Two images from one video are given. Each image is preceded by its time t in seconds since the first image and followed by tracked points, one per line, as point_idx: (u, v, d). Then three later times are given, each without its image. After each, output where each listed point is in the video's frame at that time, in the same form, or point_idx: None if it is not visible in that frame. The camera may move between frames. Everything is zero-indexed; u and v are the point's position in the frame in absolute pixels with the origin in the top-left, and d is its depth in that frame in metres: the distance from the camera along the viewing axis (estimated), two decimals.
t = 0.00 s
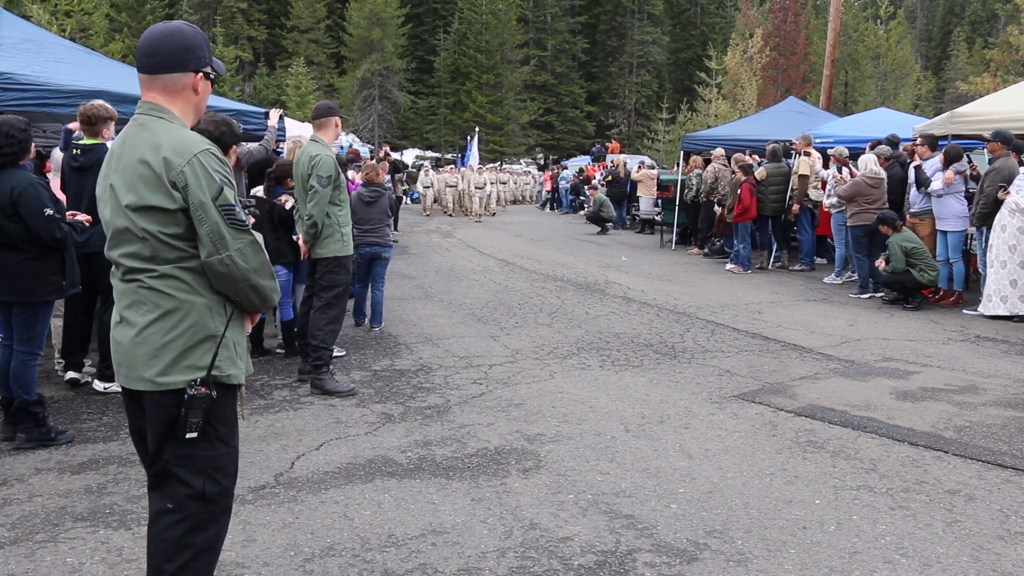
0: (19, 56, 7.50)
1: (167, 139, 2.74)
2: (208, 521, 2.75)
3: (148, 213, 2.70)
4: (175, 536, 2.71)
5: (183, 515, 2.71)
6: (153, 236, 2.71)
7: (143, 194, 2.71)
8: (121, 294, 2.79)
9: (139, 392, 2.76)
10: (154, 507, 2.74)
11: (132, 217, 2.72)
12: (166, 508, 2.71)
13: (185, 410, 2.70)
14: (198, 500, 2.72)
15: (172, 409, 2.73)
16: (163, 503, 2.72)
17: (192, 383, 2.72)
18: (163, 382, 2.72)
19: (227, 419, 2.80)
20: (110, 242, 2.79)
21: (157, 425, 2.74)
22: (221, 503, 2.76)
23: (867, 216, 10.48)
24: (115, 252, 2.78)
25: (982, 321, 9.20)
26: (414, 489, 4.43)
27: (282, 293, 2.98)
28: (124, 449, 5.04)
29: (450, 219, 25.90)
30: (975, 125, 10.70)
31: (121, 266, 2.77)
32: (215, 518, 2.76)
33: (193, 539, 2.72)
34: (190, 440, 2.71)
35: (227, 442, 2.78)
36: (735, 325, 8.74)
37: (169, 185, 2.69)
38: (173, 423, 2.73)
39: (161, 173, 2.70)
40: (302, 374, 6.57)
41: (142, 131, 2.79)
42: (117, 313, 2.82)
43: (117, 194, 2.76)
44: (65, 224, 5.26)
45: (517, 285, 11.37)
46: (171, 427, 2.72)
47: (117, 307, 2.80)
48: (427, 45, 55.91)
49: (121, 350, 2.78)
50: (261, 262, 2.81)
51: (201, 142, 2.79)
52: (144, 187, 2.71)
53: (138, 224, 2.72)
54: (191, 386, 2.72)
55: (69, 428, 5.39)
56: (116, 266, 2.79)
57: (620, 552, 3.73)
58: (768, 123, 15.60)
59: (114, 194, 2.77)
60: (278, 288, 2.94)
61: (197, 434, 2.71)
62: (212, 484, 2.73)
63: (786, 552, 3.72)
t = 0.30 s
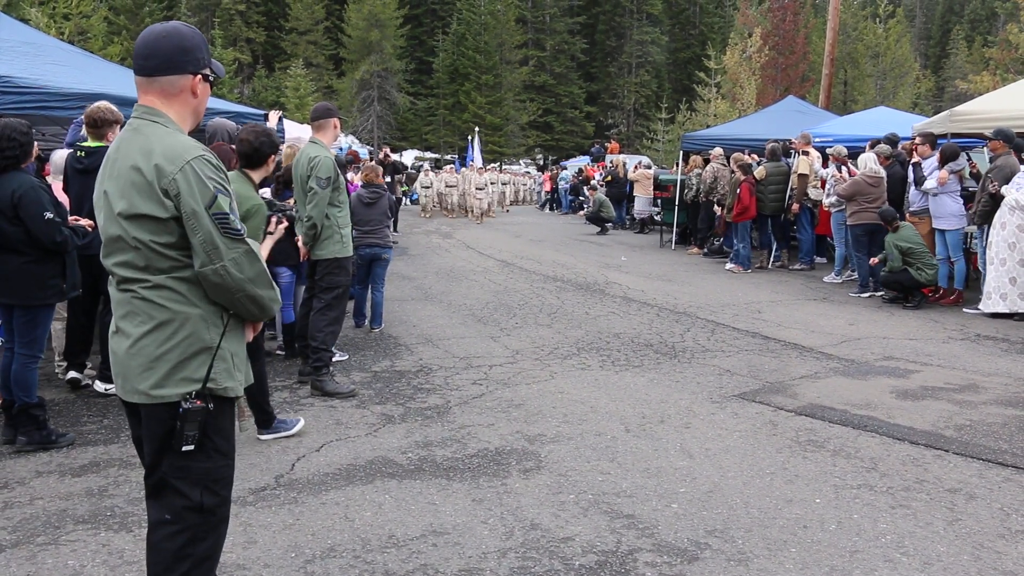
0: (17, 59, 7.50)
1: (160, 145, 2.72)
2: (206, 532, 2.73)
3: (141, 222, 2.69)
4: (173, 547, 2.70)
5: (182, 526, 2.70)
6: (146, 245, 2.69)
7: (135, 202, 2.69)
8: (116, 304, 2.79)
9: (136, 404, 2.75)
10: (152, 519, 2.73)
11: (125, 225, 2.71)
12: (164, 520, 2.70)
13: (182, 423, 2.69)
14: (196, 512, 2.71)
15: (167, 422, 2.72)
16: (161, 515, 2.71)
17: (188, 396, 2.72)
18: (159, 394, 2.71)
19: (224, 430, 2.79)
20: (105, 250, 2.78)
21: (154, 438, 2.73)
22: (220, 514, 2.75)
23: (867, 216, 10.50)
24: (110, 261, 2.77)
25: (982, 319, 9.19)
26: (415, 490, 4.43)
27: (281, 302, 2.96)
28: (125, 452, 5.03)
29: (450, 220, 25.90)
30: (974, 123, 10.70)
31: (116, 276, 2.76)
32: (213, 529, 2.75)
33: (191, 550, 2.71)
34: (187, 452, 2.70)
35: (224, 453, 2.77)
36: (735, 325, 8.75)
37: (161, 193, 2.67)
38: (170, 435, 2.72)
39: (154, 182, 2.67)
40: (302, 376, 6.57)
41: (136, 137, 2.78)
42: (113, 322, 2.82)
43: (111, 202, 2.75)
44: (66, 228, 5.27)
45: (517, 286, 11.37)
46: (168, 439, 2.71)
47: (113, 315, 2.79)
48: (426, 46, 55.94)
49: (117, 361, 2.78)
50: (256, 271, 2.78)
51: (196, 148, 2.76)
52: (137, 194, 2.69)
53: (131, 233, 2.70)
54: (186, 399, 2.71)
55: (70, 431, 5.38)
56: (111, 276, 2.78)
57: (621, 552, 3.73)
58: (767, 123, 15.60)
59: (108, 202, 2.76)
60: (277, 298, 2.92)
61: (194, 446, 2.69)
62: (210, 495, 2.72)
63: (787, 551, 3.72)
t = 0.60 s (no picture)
0: (15, 61, 7.49)
1: (156, 148, 2.71)
2: (202, 537, 2.73)
3: (134, 224, 2.68)
4: (170, 550, 2.71)
5: (177, 530, 2.70)
6: (138, 248, 2.69)
7: (128, 204, 2.69)
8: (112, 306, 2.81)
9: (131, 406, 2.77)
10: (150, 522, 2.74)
11: (119, 227, 2.71)
12: (161, 524, 2.71)
13: (170, 428, 2.68)
14: (190, 517, 2.70)
15: (160, 426, 2.73)
16: (158, 519, 2.72)
17: (178, 400, 2.71)
18: (149, 398, 2.72)
19: (218, 434, 2.77)
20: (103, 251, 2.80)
21: (149, 441, 2.74)
22: (215, 518, 2.74)
23: (867, 214, 10.49)
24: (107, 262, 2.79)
25: (982, 318, 9.19)
26: (415, 490, 4.43)
27: (278, 307, 2.93)
28: (125, 454, 5.03)
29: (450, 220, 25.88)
30: (973, 121, 10.70)
31: (111, 278, 2.78)
32: (208, 534, 2.74)
33: (187, 553, 2.71)
34: (180, 456, 2.70)
35: (219, 457, 2.75)
36: (735, 324, 8.74)
37: (153, 196, 2.67)
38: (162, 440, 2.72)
39: (146, 184, 2.68)
40: (303, 376, 6.58)
41: (133, 136, 2.77)
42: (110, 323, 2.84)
43: (106, 203, 2.76)
44: (69, 231, 5.26)
45: (518, 286, 11.37)
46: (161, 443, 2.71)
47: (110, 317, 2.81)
48: (425, 46, 55.92)
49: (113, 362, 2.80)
50: (248, 276, 2.75)
51: (191, 150, 2.75)
52: (130, 195, 2.69)
53: (125, 236, 2.71)
54: (176, 404, 2.71)
55: (70, 433, 5.38)
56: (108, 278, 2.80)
57: (622, 551, 3.72)
58: (767, 122, 15.59)
59: (105, 203, 2.77)
60: (273, 303, 2.89)
61: (185, 451, 2.69)
62: (204, 500, 2.71)
63: (789, 550, 3.72)
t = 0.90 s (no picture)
0: (13, 62, 7.48)
1: (151, 148, 2.71)
2: (204, 536, 2.72)
3: (131, 224, 2.69)
4: (171, 549, 2.71)
5: (180, 529, 2.70)
6: (136, 248, 2.70)
7: (126, 205, 2.70)
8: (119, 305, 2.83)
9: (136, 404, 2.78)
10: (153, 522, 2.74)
11: (119, 227, 2.72)
12: (164, 523, 2.71)
13: (173, 426, 2.68)
14: (193, 516, 2.70)
15: (164, 425, 2.73)
16: (162, 517, 2.72)
17: (179, 399, 2.71)
18: (152, 396, 2.72)
19: (220, 433, 2.76)
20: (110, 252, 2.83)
21: (152, 440, 2.74)
22: (218, 518, 2.74)
23: (867, 214, 10.50)
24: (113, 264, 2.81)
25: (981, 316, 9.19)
26: (414, 490, 4.43)
27: (281, 304, 2.89)
28: (124, 455, 5.03)
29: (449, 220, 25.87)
30: (971, 120, 10.70)
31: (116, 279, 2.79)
32: (211, 533, 2.74)
33: (188, 553, 2.71)
34: (182, 455, 2.70)
35: (221, 457, 2.75)
36: (734, 323, 8.74)
37: (148, 197, 2.67)
38: (165, 439, 2.73)
39: (141, 184, 2.68)
40: (303, 377, 6.58)
41: (133, 138, 2.78)
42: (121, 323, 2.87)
43: (109, 205, 2.78)
44: (71, 232, 5.25)
45: (517, 286, 11.36)
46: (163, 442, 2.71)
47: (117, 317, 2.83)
48: (424, 46, 55.90)
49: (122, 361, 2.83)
50: (245, 273, 2.72)
51: (187, 149, 2.73)
52: (128, 196, 2.70)
53: (124, 236, 2.72)
54: (177, 403, 2.70)
55: (69, 435, 5.38)
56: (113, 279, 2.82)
57: (621, 551, 3.72)
58: (765, 121, 15.60)
59: (108, 205, 2.79)
60: (275, 301, 2.85)
61: (188, 449, 2.69)
62: (206, 499, 2.71)
63: (789, 549, 3.72)
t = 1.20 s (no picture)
0: (12, 61, 7.47)
1: (164, 148, 2.72)
2: (211, 526, 2.71)
3: (146, 221, 2.69)
4: (177, 538, 2.70)
5: (188, 518, 2.69)
6: (150, 243, 2.70)
7: (139, 203, 2.70)
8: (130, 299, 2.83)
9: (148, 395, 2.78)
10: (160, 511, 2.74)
11: (132, 225, 2.72)
12: (172, 512, 2.70)
13: (184, 414, 2.68)
14: (201, 505, 2.69)
15: (175, 413, 2.73)
16: (170, 507, 2.71)
17: (191, 389, 2.71)
18: (164, 385, 2.72)
19: (231, 423, 2.76)
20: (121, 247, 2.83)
21: (163, 428, 2.74)
22: (226, 509, 2.73)
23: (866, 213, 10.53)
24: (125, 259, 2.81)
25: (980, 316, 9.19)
26: (413, 490, 4.43)
27: (291, 298, 2.90)
28: (122, 455, 5.02)
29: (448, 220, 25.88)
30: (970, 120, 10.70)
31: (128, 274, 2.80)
32: (219, 524, 2.73)
33: (195, 542, 2.70)
34: (193, 444, 2.70)
35: (231, 447, 2.75)
36: (733, 323, 8.74)
37: (161, 195, 2.67)
38: (176, 428, 2.73)
39: (155, 183, 2.68)
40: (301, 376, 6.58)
41: (144, 138, 2.78)
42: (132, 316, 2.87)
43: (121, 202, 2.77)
44: (71, 232, 5.24)
45: (516, 286, 11.35)
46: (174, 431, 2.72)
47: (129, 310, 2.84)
48: (423, 46, 55.92)
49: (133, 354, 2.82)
50: (258, 268, 2.73)
51: (198, 148, 2.74)
52: (141, 194, 2.70)
53: (138, 232, 2.72)
54: (189, 391, 2.70)
55: (67, 434, 5.38)
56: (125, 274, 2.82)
57: (620, 551, 3.72)
58: (764, 121, 15.61)
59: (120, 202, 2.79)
60: (286, 293, 2.87)
61: (198, 438, 2.68)
62: (215, 489, 2.70)
63: (787, 550, 3.72)
